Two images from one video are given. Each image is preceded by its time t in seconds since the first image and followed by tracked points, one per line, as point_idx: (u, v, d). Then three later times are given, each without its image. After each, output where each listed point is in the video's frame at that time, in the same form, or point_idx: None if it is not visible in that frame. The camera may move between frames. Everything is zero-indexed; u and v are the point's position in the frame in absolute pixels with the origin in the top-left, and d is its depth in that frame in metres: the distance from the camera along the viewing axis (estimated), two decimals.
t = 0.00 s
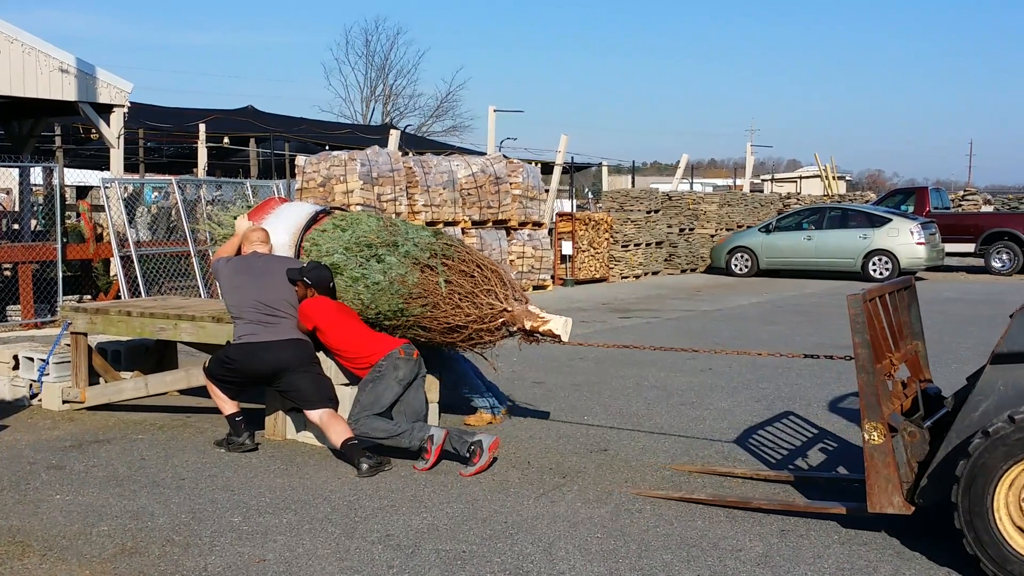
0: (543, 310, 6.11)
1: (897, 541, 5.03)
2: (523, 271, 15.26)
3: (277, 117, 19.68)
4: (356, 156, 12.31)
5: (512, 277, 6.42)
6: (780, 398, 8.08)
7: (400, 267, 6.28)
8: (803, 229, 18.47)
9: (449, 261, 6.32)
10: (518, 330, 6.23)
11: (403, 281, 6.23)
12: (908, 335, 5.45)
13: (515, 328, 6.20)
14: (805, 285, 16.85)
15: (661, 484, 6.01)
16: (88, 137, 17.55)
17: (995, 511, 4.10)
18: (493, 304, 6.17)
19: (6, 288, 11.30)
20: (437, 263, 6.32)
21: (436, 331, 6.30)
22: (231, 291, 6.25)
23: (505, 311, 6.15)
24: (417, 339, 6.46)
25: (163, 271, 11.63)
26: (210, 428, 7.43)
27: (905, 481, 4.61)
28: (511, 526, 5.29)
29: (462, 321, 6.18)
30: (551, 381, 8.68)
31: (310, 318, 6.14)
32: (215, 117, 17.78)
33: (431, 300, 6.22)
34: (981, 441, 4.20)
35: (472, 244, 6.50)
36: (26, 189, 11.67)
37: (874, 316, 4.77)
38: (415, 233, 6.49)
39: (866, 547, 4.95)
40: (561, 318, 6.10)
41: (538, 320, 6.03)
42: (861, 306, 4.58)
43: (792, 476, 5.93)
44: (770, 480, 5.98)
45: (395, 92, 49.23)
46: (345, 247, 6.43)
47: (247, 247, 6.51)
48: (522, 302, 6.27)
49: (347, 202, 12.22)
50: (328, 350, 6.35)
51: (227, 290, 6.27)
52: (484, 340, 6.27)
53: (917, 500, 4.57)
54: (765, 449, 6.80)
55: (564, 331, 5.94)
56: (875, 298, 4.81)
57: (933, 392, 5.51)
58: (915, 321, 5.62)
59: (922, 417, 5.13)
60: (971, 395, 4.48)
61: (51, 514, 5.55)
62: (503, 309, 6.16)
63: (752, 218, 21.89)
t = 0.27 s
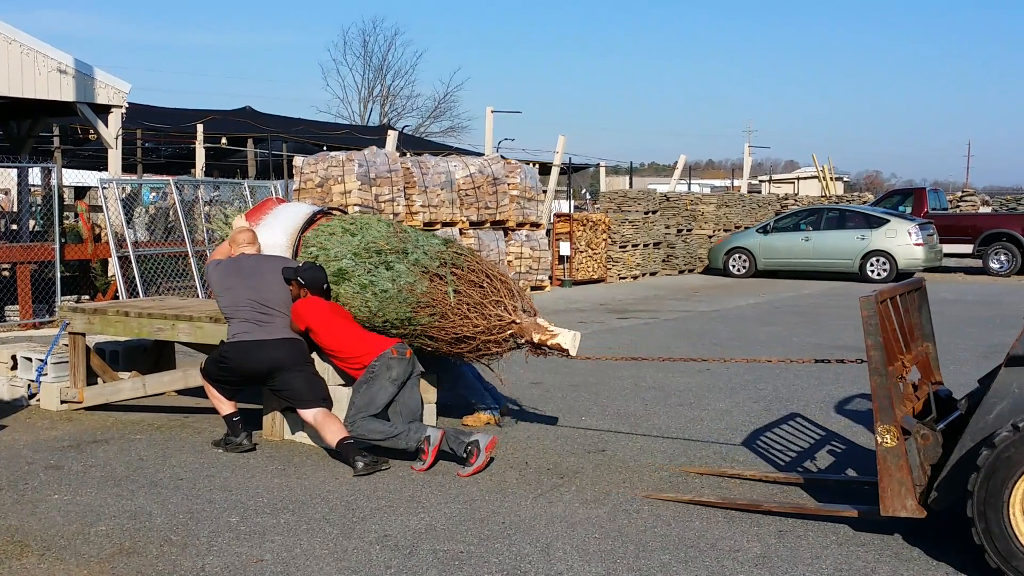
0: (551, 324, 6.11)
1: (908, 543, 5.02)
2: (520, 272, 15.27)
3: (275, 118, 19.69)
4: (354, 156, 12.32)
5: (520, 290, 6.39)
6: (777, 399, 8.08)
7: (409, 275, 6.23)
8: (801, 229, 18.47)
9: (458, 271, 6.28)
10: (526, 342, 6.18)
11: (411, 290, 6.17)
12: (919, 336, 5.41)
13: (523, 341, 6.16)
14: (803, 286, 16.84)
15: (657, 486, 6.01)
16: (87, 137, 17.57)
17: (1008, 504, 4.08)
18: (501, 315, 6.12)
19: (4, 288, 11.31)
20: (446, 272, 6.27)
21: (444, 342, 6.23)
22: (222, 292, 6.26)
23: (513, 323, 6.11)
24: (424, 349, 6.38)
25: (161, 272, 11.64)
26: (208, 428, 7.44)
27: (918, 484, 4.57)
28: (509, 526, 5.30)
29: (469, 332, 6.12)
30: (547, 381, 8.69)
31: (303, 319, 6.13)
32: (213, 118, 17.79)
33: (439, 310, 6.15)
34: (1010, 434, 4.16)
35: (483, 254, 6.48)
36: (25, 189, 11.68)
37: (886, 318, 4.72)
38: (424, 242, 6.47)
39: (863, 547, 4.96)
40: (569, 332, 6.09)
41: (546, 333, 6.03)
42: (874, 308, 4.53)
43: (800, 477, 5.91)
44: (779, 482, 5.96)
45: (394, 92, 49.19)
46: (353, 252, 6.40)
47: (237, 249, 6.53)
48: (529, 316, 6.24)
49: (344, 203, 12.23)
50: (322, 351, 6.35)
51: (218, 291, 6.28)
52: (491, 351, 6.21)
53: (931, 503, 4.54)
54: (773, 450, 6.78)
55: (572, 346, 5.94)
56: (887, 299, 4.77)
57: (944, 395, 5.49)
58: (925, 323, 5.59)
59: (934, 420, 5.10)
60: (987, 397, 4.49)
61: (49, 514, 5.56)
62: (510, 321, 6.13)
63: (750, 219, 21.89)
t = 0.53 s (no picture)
0: (559, 336, 6.08)
1: (917, 544, 4.99)
2: (517, 271, 15.26)
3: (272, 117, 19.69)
4: (351, 155, 12.32)
5: (529, 301, 6.40)
6: (773, 398, 8.08)
7: (419, 282, 6.23)
8: (797, 228, 18.46)
9: (469, 279, 6.28)
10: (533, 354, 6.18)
11: (420, 297, 6.18)
12: (929, 335, 5.36)
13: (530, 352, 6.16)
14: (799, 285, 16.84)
15: (651, 485, 6.01)
16: (84, 136, 17.57)
17: None
18: (510, 326, 6.13)
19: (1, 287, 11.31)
20: (457, 281, 6.28)
21: (451, 349, 6.25)
22: (211, 287, 6.24)
23: (521, 334, 6.12)
24: (431, 356, 6.43)
25: (157, 270, 11.66)
26: (205, 427, 7.44)
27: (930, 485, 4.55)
28: (504, 525, 5.30)
29: (477, 341, 6.14)
30: (542, 380, 8.69)
31: (294, 319, 6.19)
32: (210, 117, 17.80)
33: (447, 318, 6.18)
34: None
35: (493, 263, 6.49)
36: (21, 187, 11.69)
37: (896, 319, 4.71)
38: (435, 248, 6.47)
39: (859, 547, 4.96)
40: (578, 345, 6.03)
41: (554, 345, 6.02)
42: (884, 308, 4.52)
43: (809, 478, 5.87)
44: (786, 482, 5.92)
45: (391, 91, 49.23)
46: (363, 256, 6.40)
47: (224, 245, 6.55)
48: (538, 327, 6.25)
49: (341, 201, 12.22)
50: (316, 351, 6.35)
51: (207, 287, 6.26)
52: (498, 362, 6.24)
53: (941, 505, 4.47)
54: (780, 451, 6.75)
55: (582, 360, 5.90)
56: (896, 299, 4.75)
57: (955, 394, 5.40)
58: (934, 322, 5.53)
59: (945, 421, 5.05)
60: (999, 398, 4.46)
61: (45, 512, 5.57)
62: (519, 332, 6.13)
63: (747, 218, 21.89)
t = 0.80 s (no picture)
0: (568, 355, 6.00)
1: (926, 544, 4.97)
2: (511, 270, 15.26)
3: (266, 116, 19.68)
4: (344, 154, 12.31)
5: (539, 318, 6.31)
6: (766, 397, 8.09)
7: (430, 292, 6.12)
8: (791, 228, 18.47)
9: (481, 293, 6.19)
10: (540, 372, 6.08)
11: (431, 308, 6.06)
12: (935, 335, 5.34)
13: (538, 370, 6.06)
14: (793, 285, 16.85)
15: (643, 484, 6.01)
16: (78, 135, 17.56)
17: None
18: (520, 342, 6.04)
19: None
20: (469, 294, 6.17)
21: (458, 363, 6.14)
22: (198, 280, 6.33)
23: (531, 351, 6.01)
24: (436, 369, 6.30)
25: (151, 269, 11.68)
26: (198, 426, 7.44)
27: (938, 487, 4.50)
28: (497, 525, 5.30)
29: (486, 356, 6.03)
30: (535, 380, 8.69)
31: (283, 321, 6.17)
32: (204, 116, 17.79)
33: (457, 330, 6.06)
34: None
35: (506, 279, 6.40)
36: (15, 186, 11.67)
37: (905, 318, 4.67)
38: (447, 259, 6.36)
39: (852, 546, 4.96)
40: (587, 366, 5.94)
41: (564, 364, 5.91)
42: (892, 307, 4.48)
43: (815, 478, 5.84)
44: (792, 483, 5.89)
45: (385, 90, 49.23)
46: (375, 263, 6.27)
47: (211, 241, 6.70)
48: (547, 345, 6.15)
49: (335, 200, 12.22)
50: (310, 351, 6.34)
51: (194, 280, 6.35)
52: (504, 378, 6.14)
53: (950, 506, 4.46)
54: (785, 451, 6.72)
55: (591, 380, 5.81)
56: (904, 299, 4.72)
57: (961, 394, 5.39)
58: (941, 323, 5.51)
59: (954, 421, 5.02)
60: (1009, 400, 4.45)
61: (38, 511, 5.56)
62: (529, 349, 6.03)
63: (741, 218, 21.90)
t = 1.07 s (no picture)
0: (586, 399, 5.88)
1: (933, 543, 4.96)
2: (504, 269, 15.26)
3: (259, 116, 19.66)
4: (338, 153, 12.30)
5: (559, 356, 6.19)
6: (760, 395, 8.10)
7: (449, 324, 6.02)
8: (784, 226, 18.48)
9: (503, 328, 6.08)
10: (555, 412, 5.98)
11: (448, 340, 5.97)
12: (942, 335, 5.34)
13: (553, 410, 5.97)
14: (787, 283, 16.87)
15: (636, 483, 6.01)
16: (71, 134, 17.53)
17: None
18: (537, 381, 5.92)
19: None
20: (490, 328, 6.06)
21: (474, 396, 6.04)
22: (182, 271, 6.34)
23: (547, 392, 5.90)
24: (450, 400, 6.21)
25: (144, 269, 11.67)
26: (192, 426, 7.43)
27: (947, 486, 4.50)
28: (491, 524, 5.30)
29: (502, 393, 5.93)
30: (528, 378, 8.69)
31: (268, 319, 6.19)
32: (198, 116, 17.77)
33: (474, 365, 5.96)
34: None
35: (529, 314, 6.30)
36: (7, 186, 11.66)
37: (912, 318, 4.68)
38: (467, 291, 6.26)
39: (846, 543, 4.97)
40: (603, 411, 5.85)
41: (580, 408, 5.81)
42: (900, 307, 4.49)
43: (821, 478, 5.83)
44: (798, 483, 5.87)
45: (378, 90, 49.23)
46: (394, 288, 6.19)
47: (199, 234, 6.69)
48: (564, 385, 6.04)
49: (328, 199, 12.21)
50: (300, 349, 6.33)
51: (178, 270, 6.36)
52: (519, 416, 6.04)
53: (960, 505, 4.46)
54: (789, 451, 6.70)
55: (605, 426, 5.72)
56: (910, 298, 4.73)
57: (967, 394, 5.39)
58: (947, 323, 5.52)
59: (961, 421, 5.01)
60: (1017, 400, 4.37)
61: (31, 512, 5.55)
62: (545, 389, 5.91)
63: (734, 216, 21.93)
